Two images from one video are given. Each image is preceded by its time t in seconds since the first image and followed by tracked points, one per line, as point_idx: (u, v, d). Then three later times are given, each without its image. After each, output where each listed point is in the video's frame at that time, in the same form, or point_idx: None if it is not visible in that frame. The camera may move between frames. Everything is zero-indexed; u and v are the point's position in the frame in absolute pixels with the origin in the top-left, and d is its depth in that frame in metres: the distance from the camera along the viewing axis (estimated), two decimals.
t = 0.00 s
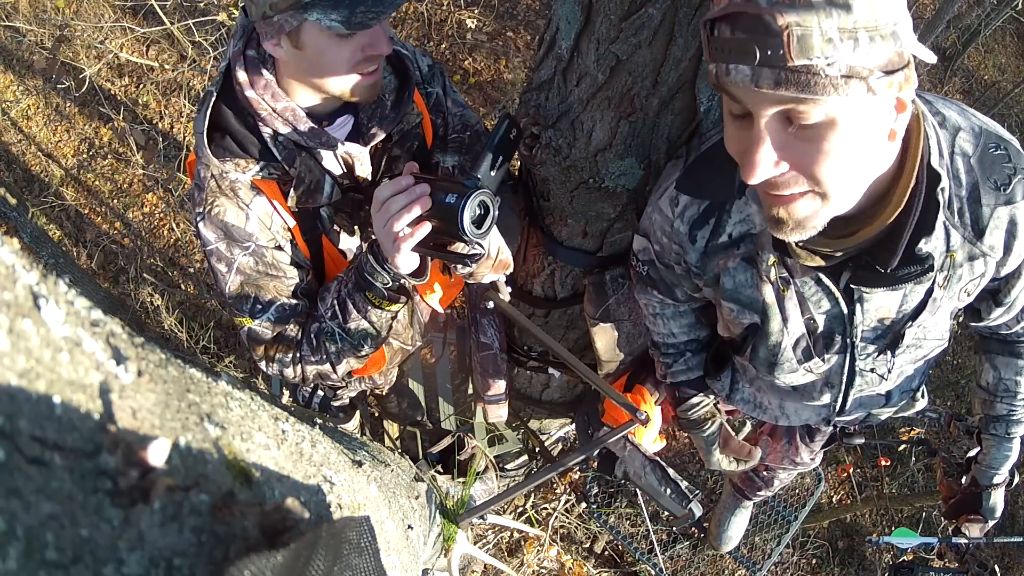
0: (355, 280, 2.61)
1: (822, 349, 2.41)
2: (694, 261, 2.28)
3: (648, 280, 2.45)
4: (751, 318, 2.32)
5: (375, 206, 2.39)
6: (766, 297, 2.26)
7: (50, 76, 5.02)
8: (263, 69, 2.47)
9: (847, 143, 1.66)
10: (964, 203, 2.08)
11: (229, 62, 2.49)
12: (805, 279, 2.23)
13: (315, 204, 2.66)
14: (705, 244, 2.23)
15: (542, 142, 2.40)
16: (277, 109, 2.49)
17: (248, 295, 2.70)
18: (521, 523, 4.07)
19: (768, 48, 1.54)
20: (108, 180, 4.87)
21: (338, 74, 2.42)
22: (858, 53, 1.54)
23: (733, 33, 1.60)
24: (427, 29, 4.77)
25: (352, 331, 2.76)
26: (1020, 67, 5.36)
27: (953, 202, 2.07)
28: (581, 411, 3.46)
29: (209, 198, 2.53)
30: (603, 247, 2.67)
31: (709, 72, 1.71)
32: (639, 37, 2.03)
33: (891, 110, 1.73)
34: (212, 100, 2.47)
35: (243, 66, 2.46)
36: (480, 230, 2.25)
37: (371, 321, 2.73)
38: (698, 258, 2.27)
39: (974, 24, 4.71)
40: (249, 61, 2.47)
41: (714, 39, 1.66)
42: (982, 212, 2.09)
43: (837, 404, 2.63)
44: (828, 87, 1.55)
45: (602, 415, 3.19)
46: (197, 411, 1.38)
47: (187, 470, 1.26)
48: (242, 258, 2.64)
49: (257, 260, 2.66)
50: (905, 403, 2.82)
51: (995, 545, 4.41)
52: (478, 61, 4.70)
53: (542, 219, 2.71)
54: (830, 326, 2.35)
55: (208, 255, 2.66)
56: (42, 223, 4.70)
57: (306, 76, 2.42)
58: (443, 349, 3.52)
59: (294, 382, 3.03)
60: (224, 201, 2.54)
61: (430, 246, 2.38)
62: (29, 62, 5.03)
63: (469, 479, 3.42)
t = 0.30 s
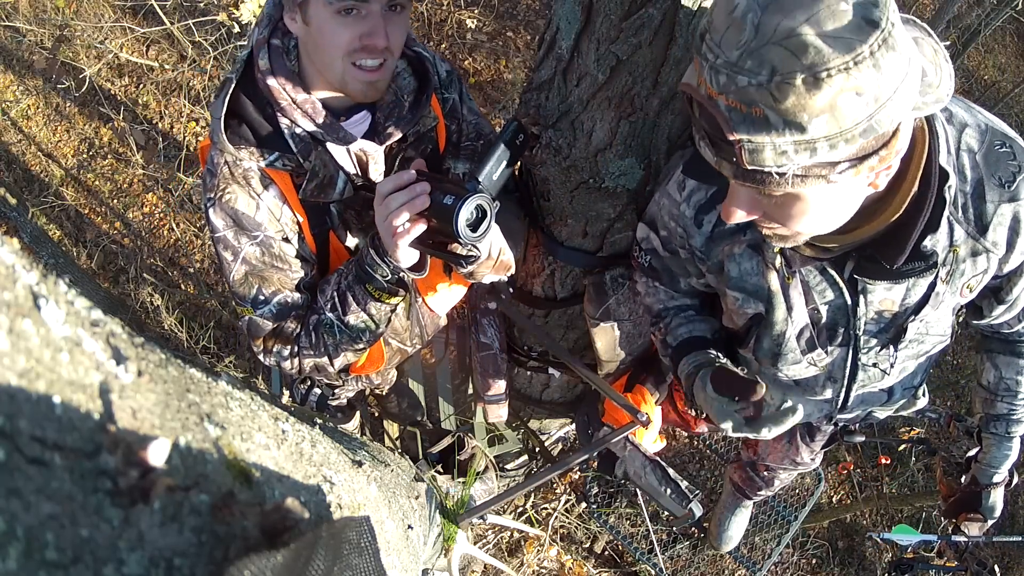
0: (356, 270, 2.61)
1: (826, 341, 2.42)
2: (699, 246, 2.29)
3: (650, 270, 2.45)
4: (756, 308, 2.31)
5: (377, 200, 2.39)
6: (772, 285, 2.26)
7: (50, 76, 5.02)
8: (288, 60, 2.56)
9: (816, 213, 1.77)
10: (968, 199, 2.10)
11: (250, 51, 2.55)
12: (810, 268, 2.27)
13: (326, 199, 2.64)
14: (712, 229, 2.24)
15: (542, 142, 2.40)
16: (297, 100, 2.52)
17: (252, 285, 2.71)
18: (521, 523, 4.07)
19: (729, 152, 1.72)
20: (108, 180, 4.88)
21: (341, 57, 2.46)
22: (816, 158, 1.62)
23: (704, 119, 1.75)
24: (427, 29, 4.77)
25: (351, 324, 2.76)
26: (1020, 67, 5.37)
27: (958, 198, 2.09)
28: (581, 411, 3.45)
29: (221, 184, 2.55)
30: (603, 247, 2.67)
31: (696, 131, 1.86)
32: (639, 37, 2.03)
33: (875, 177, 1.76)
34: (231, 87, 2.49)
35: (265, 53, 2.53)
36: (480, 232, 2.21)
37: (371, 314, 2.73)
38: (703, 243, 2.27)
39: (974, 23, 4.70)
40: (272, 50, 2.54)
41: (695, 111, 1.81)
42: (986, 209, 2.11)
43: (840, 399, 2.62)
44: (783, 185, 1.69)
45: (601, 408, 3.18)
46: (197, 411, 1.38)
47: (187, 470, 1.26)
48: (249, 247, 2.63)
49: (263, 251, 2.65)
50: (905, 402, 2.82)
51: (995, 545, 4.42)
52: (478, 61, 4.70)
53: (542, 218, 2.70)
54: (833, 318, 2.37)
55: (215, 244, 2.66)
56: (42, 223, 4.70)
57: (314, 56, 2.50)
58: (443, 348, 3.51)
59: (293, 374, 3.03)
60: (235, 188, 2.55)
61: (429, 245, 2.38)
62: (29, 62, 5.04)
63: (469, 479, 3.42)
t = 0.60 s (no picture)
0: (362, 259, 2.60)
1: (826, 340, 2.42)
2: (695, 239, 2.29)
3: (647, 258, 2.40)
4: (755, 305, 2.32)
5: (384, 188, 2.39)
6: (772, 280, 2.26)
7: (50, 76, 5.02)
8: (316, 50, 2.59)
9: (812, 219, 1.78)
10: (968, 199, 2.10)
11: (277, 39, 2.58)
12: (809, 265, 2.28)
13: (343, 193, 2.62)
14: (710, 222, 2.25)
15: (543, 142, 2.40)
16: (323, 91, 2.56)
17: (260, 274, 2.70)
18: (522, 523, 4.07)
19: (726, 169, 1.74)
20: (108, 180, 4.88)
21: (362, 47, 2.50)
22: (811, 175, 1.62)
23: (701, 133, 1.76)
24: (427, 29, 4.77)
25: (357, 315, 2.74)
26: (1020, 67, 5.37)
27: (957, 198, 2.09)
28: (581, 411, 3.45)
29: (239, 170, 2.58)
30: (603, 247, 2.67)
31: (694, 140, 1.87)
32: (639, 37, 2.03)
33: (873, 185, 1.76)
34: (256, 75, 2.52)
35: (295, 41, 2.55)
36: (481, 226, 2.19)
37: (376, 304, 2.71)
38: (700, 236, 2.28)
39: (974, 23, 4.70)
40: (302, 39, 2.56)
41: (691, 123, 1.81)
42: (985, 209, 2.11)
43: (838, 399, 2.63)
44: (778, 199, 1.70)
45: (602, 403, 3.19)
46: (197, 411, 1.38)
47: (187, 471, 1.26)
48: (261, 236, 2.65)
49: (275, 240, 2.67)
50: (905, 403, 2.82)
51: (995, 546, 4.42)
52: (478, 61, 4.70)
53: (542, 219, 2.70)
54: (832, 317, 2.38)
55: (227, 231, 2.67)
56: (42, 223, 4.70)
57: (339, 45, 2.55)
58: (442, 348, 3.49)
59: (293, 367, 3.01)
60: (253, 174, 2.59)
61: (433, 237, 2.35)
62: (29, 62, 5.04)
63: (468, 479, 3.42)
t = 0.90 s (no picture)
0: (371, 251, 2.64)
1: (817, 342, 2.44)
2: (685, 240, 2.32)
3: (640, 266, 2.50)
4: (744, 307, 2.32)
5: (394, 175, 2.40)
6: (761, 282, 2.27)
7: (50, 76, 5.03)
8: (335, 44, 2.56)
9: (800, 208, 1.77)
10: (959, 202, 2.11)
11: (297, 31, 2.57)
12: (798, 268, 2.29)
13: (358, 188, 2.63)
14: (699, 224, 2.28)
15: (543, 142, 2.40)
16: (340, 87, 2.51)
17: (272, 267, 2.66)
18: (522, 523, 4.06)
19: (712, 146, 1.72)
20: (108, 180, 4.88)
21: (381, 43, 2.47)
22: (799, 154, 1.61)
23: (689, 111, 1.74)
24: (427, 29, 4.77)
25: (365, 307, 2.76)
26: (1020, 67, 5.37)
27: (948, 200, 2.10)
28: (581, 410, 3.46)
29: (252, 161, 2.58)
30: (603, 246, 2.69)
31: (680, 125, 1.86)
32: (639, 37, 2.04)
33: (858, 176, 1.76)
34: (272, 65, 2.50)
35: (315, 35, 2.53)
36: (468, 246, 2.21)
37: (384, 296, 2.74)
38: (690, 237, 2.31)
39: (974, 23, 4.70)
40: (322, 33, 2.54)
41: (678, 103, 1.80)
42: (977, 213, 2.12)
43: (830, 402, 2.64)
44: (763, 179, 1.68)
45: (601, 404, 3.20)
46: (197, 411, 1.38)
47: (187, 470, 1.26)
48: (274, 228, 2.62)
49: (287, 233, 2.65)
50: (900, 406, 2.82)
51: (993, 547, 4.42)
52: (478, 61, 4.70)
53: (543, 218, 2.69)
54: (822, 319, 2.40)
55: (239, 223, 2.64)
56: (42, 223, 4.71)
57: (358, 38, 2.53)
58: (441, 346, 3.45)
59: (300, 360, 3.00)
60: (267, 166, 2.58)
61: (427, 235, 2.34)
62: (29, 62, 5.05)
63: (468, 479, 3.42)
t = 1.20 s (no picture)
0: (378, 243, 2.62)
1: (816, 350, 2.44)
2: (684, 246, 2.32)
3: (637, 272, 2.48)
4: (743, 315, 2.34)
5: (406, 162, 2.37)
6: (759, 291, 2.27)
7: (49, 76, 5.04)
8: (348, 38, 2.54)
9: (831, 192, 1.75)
10: (960, 213, 2.11)
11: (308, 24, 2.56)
12: (798, 277, 2.28)
13: (368, 180, 2.63)
14: (699, 231, 2.28)
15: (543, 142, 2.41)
16: (353, 82, 2.52)
17: (281, 258, 2.64)
18: (522, 523, 4.06)
19: (744, 122, 1.62)
20: (108, 180, 4.87)
21: (403, 43, 2.46)
22: (836, 111, 1.60)
23: (708, 104, 1.68)
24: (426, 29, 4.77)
25: (370, 298, 2.74)
26: (1020, 67, 5.37)
27: (949, 211, 2.10)
28: (581, 410, 3.45)
29: (262, 152, 2.59)
30: (604, 246, 2.68)
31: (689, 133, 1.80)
32: (640, 37, 2.04)
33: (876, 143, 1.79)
34: (283, 58, 2.50)
35: (328, 28, 2.52)
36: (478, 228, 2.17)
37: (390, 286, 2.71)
38: (689, 244, 2.31)
39: (974, 24, 4.70)
40: (336, 28, 2.52)
41: (690, 105, 1.74)
42: (978, 224, 2.12)
43: (829, 408, 2.64)
44: (809, 149, 1.63)
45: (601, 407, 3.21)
46: (197, 411, 1.38)
47: (187, 470, 1.26)
48: (283, 219, 2.62)
49: (296, 224, 2.64)
50: (897, 411, 2.82)
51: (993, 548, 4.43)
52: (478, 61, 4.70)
53: (543, 218, 2.67)
54: (821, 327, 2.38)
55: (248, 214, 2.64)
56: (42, 223, 4.71)
57: (377, 39, 2.51)
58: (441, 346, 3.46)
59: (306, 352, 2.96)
60: (277, 157, 2.59)
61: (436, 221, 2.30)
62: (29, 61, 5.06)
63: (468, 479, 3.42)
